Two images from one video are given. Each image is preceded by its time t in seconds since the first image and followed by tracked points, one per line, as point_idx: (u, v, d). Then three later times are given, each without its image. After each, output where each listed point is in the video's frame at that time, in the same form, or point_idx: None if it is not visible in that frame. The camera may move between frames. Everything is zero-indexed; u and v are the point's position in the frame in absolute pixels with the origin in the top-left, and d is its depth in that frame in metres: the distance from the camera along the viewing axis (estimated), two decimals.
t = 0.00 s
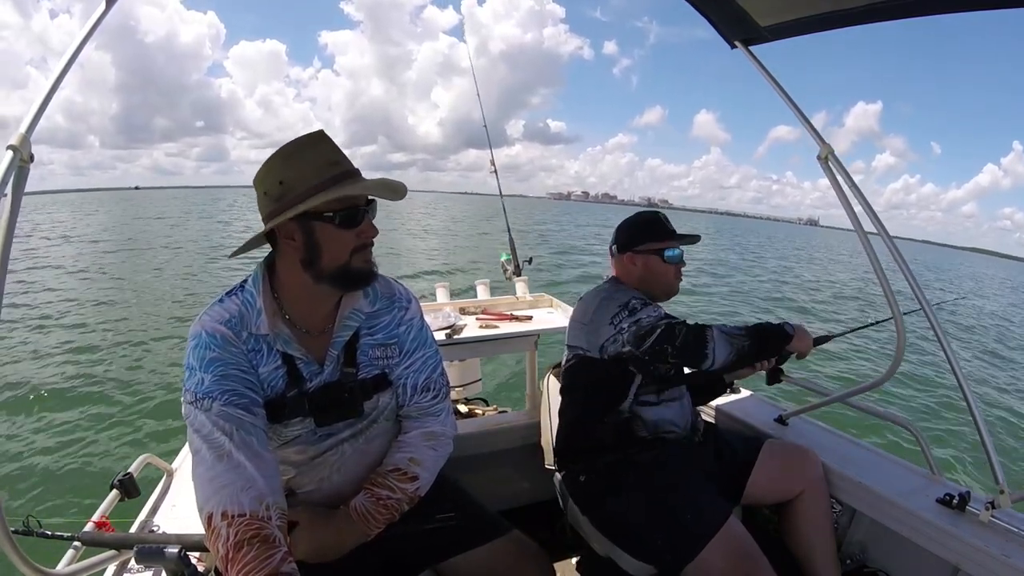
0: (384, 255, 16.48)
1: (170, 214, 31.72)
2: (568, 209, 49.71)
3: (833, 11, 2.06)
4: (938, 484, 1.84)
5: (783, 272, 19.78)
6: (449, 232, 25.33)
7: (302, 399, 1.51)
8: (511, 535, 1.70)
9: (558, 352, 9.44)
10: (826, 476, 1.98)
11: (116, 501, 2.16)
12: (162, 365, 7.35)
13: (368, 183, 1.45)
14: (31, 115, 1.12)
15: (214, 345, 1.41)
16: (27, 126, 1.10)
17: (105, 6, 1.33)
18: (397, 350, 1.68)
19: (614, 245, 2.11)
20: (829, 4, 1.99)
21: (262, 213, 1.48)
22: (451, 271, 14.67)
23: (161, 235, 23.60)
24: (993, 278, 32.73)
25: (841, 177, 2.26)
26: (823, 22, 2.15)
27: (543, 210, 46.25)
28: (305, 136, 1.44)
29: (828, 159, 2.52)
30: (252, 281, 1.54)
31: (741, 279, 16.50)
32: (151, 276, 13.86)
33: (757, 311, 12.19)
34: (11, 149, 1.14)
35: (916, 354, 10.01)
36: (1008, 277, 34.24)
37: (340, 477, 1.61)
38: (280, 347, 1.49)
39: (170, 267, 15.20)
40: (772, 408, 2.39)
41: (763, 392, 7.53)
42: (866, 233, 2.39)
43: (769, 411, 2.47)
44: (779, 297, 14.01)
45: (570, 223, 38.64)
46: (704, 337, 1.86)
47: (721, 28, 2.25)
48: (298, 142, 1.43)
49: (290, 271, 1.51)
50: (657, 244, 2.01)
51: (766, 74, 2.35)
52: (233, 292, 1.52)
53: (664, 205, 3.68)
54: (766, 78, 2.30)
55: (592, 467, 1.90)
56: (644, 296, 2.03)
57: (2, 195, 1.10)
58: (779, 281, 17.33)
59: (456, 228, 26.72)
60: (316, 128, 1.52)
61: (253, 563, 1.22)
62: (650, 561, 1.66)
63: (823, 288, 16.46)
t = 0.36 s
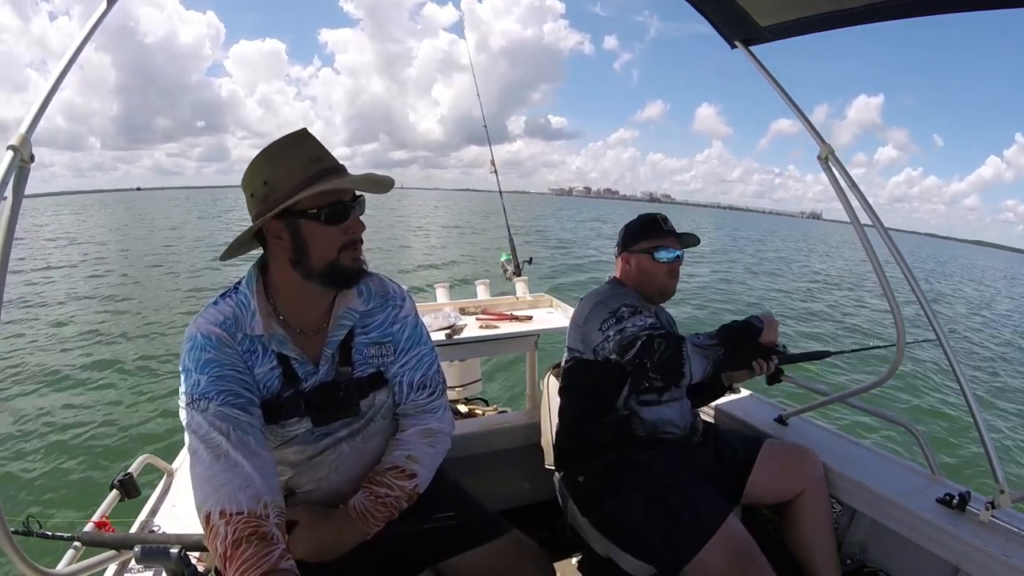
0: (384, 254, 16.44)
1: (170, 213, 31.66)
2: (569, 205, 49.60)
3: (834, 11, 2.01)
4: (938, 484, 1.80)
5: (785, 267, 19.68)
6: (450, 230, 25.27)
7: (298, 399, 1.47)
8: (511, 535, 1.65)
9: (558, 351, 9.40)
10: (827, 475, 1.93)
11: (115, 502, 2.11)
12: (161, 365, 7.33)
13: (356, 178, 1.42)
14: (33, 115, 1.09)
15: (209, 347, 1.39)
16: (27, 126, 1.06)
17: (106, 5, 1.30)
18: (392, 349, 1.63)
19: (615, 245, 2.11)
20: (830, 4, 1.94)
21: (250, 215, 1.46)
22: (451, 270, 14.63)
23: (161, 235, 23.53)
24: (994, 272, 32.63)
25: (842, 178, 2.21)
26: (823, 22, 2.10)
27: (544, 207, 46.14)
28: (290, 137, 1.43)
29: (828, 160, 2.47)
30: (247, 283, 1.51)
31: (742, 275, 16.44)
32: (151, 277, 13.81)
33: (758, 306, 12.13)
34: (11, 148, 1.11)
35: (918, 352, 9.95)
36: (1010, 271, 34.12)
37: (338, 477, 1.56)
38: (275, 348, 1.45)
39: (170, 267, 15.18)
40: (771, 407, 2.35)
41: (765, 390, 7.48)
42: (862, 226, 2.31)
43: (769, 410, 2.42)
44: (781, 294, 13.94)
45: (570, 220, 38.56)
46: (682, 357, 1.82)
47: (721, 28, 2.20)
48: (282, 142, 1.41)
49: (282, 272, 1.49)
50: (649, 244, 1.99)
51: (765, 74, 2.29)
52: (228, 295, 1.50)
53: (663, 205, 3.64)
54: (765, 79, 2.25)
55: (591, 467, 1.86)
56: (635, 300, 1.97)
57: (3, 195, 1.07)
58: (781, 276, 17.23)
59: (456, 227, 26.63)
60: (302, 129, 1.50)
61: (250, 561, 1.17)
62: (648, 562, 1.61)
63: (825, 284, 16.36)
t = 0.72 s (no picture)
0: (384, 256, 16.45)
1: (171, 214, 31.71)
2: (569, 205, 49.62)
3: (835, 11, 2.01)
4: (939, 484, 1.79)
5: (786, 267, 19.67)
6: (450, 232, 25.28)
7: (297, 399, 1.47)
8: (511, 534, 1.65)
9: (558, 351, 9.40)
10: (827, 475, 1.93)
11: (116, 501, 2.11)
12: (160, 367, 7.33)
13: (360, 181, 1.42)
14: (31, 115, 1.09)
15: (208, 347, 1.38)
16: (27, 127, 1.07)
17: (105, 6, 1.30)
18: (391, 348, 1.63)
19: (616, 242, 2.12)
20: (831, 4, 1.94)
21: (249, 215, 1.45)
22: (451, 270, 14.64)
23: (162, 237, 23.57)
24: (994, 271, 32.62)
25: (842, 178, 2.20)
26: (824, 22, 2.09)
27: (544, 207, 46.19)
28: (292, 136, 1.42)
29: (828, 160, 2.46)
30: (244, 283, 1.50)
31: (743, 275, 16.45)
32: (152, 279, 13.83)
33: (759, 306, 12.12)
34: (11, 149, 1.11)
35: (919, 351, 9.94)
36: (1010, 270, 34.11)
37: (338, 477, 1.56)
38: (274, 348, 1.45)
39: (170, 269, 15.20)
40: (771, 407, 2.34)
41: (765, 389, 7.47)
42: (862, 225, 2.30)
43: (769, 410, 2.42)
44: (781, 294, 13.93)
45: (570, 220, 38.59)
46: (691, 363, 1.78)
47: (721, 28, 2.20)
48: (284, 142, 1.40)
49: (281, 271, 1.48)
50: (643, 243, 1.99)
51: (766, 75, 2.28)
52: (226, 296, 1.49)
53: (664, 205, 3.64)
54: (765, 80, 2.24)
55: (593, 467, 1.85)
56: (644, 303, 1.95)
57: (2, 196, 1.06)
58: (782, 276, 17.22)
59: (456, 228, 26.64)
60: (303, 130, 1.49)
61: (250, 561, 1.17)
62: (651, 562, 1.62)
63: (826, 284, 16.35)
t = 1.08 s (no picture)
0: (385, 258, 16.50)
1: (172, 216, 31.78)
2: (569, 209, 49.70)
3: (835, 11, 2.04)
4: (939, 484, 1.82)
5: (785, 271, 19.73)
6: (450, 235, 25.35)
7: (298, 399, 1.50)
8: (511, 535, 1.69)
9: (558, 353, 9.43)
10: (827, 475, 1.96)
11: (116, 501, 2.13)
12: (161, 368, 7.36)
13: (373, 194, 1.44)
14: (32, 115, 1.11)
15: (209, 347, 1.40)
16: (27, 126, 1.09)
17: (105, 7, 1.32)
18: (391, 349, 1.67)
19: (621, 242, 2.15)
20: (831, 3, 1.98)
21: (261, 214, 1.46)
22: (451, 273, 14.68)
23: (163, 238, 23.65)
24: (993, 275, 32.71)
25: (842, 177, 2.23)
26: (824, 22, 2.13)
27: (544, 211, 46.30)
28: (310, 143, 1.44)
29: (828, 159, 2.50)
30: (246, 283, 1.52)
31: (742, 279, 16.49)
32: (152, 280, 13.86)
33: (758, 310, 12.16)
34: (11, 149, 1.13)
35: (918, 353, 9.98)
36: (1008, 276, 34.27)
37: (338, 476, 1.59)
38: (275, 349, 1.47)
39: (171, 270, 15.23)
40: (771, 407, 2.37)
41: (764, 391, 7.50)
42: (864, 231, 2.35)
43: (769, 410, 2.45)
44: (780, 298, 13.98)
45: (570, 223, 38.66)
46: (692, 357, 1.85)
47: (722, 29, 2.23)
48: (302, 146, 1.43)
49: (284, 272, 1.48)
50: (648, 244, 2.02)
51: (766, 74, 2.32)
52: (227, 296, 1.50)
53: (664, 206, 3.67)
54: (766, 79, 2.27)
55: (594, 467, 1.86)
56: (647, 302, 2.00)
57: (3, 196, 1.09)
58: (781, 280, 17.28)
59: (456, 232, 26.73)
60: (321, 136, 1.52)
61: (251, 562, 1.20)
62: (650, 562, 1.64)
63: (824, 289, 16.41)
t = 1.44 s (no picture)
0: (385, 259, 16.52)
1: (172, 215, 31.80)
2: (570, 212, 49.76)
3: (834, 11, 2.07)
4: (938, 484, 1.85)
5: (784, 276, 19.78)
6: (451, 236, 25.39)
7: (300, 399, 1.53)
8: (511, 535, 1.70)
9: (558, 354, 9.44)
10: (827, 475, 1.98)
11: (116, 501, 2.15)
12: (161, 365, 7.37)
13: (382, 197, 1.46)
14: (30, 113, 1.14)
15: (213, 346, 1.42)
16: (25, 125, 1.11)
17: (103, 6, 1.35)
18: (394, 351, 1.68)
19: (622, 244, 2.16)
20: (830, 3, 2.00)
21: (269, 215, 1.48)
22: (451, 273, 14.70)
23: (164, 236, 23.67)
24: (992, 282, 32.76)
25: (841, 177, 2.26)
26: (823, 22, 2.16)
27: (545, 213, 46.36)
28: (320, 143, 1.47)
29: (828, 160, 2.53)
30: (250, 282, 1.53)
31: (741, 283, 16.52)
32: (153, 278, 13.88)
33: (757, 314, 12.18)
34: (10, 148, 1.16)
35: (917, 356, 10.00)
36: (1008, 283, 34.35)
37: (339, 477, 1.62)
38: (277, 349, 1.49)
39: (171, 268, 15.23)
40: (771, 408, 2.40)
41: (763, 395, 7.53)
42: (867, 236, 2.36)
43: (769, 411, 2.47)
44: (779, 303, 14.02)
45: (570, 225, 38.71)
46: (677, 378, 1.83)
47: (722, 29, 2.26)
48: (311, 148, 1.45)
49: (290, 273, 1.50)
50: (653, 245, 2.04)
51: (765, 74, 2.35)
52: (231, 294, 1.52)
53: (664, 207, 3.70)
54: (765, 79, 2.30)
55: (591, 468, 1.89)
56: (644, 310, 1.99)
57: (2, 192, 1.11)
58: (780, 285, 17.32)
59: (457, 233, 26.77)
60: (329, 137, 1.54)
61: (251, 562, 1.23)
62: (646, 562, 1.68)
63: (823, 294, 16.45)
